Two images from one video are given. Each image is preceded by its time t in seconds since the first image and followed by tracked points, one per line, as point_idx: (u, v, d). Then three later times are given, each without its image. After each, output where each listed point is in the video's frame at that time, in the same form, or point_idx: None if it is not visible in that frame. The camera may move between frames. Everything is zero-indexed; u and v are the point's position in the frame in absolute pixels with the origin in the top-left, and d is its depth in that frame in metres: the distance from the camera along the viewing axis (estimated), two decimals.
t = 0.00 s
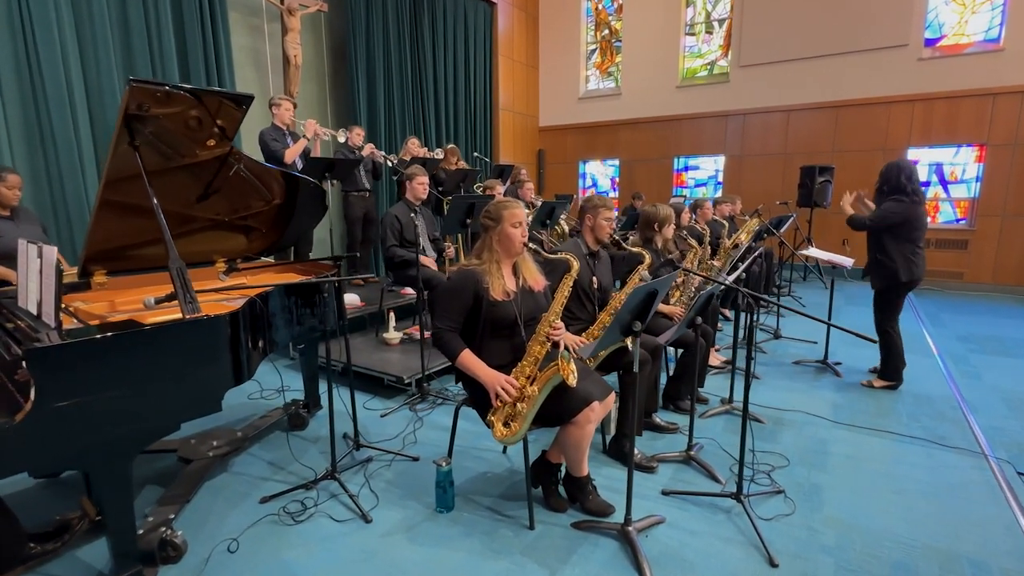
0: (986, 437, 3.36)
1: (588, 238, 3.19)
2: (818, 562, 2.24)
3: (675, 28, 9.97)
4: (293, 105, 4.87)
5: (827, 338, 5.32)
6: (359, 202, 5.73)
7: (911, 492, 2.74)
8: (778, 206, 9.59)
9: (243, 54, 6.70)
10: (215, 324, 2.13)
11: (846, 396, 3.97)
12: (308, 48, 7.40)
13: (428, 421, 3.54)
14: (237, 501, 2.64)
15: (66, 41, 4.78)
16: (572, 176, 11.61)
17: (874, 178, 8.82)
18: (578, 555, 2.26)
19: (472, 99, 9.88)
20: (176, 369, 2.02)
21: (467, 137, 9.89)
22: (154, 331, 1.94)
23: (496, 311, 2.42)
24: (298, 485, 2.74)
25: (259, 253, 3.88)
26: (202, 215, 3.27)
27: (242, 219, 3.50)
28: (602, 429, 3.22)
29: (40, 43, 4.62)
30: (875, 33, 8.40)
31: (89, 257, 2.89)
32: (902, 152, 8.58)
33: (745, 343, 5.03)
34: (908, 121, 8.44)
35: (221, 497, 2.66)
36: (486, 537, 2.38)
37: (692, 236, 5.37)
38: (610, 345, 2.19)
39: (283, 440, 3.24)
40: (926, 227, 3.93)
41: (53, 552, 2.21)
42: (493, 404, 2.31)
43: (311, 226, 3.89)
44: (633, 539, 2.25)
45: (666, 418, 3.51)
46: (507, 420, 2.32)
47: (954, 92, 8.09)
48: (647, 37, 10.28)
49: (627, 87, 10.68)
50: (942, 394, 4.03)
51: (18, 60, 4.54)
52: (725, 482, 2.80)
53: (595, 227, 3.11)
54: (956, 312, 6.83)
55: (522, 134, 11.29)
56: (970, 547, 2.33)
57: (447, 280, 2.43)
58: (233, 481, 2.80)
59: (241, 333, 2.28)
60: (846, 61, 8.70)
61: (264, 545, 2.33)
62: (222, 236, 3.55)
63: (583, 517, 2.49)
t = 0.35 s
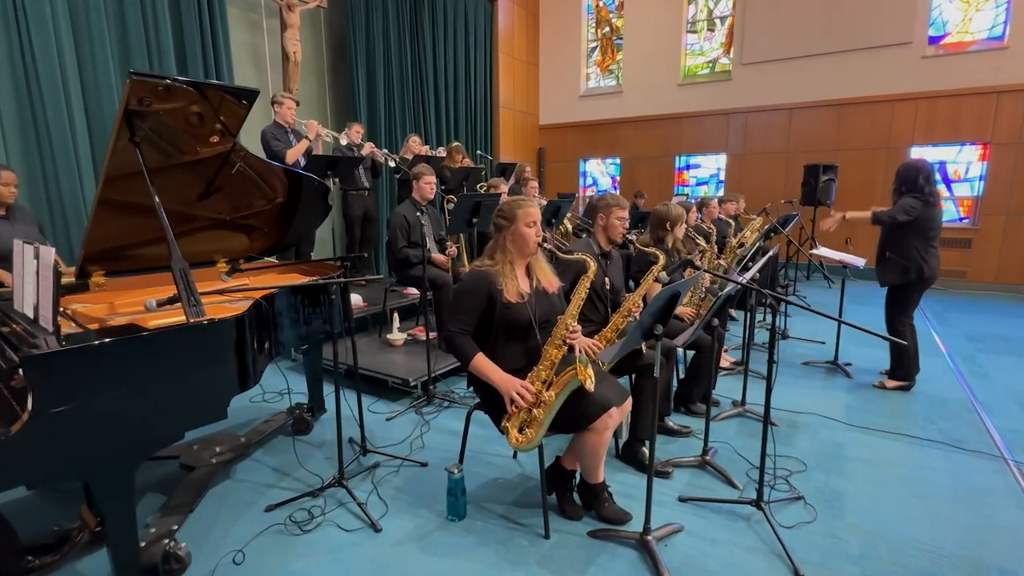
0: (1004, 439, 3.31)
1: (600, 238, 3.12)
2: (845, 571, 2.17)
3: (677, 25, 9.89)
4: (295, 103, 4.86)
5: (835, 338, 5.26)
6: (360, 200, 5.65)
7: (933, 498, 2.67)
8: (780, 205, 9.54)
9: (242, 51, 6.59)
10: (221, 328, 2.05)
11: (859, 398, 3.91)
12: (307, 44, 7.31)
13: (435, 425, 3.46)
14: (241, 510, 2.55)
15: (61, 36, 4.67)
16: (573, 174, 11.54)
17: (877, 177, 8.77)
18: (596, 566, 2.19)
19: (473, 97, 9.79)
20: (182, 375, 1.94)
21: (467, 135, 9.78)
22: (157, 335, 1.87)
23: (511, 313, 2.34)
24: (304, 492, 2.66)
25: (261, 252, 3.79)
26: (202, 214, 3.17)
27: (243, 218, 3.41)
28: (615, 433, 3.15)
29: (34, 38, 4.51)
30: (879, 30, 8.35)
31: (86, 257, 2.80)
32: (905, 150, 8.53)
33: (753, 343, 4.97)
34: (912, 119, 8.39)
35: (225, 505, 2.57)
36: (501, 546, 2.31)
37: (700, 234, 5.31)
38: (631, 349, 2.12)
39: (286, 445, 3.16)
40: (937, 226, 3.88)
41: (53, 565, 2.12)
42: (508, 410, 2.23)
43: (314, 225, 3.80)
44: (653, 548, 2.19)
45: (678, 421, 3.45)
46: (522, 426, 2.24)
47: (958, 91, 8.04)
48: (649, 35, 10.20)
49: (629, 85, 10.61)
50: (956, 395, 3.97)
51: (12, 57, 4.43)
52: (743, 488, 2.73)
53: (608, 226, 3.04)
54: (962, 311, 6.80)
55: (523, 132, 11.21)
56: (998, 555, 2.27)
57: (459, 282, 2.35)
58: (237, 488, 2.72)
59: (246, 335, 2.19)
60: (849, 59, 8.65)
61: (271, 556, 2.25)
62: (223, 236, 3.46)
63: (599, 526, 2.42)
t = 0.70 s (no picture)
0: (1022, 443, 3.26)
1: (611, 238, 3.06)
2: None
3: (680, 23, 9.83)
4: (299, 101, 4.75)
5: (843, 339, 5.20)
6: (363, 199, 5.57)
7: (955, 504, 2.62)
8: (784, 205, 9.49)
9: (242, 48, 6.51)
10: (229, 332, 1.99)
11: (872, 400, 3.86)
12: (308, 42, 7.23)
13: (443, 429, 3.39)
14: (248, 518, 2.49)
15: (60, 33, 4.58)
16: (575, 174, 11.48)
17: (881, 176, 8.73)
18: None
19: (475, 96, 9.72)
20: (191, 381, 1.88)
21: (469, 133, 9.70)
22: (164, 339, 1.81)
23: (526, 316, 2.28)
24: (312, 499, 2.59)
25: (265, 253, 3.72)
26: (206, 214, 3.10)
27: (248, 218, 3.34)
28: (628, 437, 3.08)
29: (32, 34, 4.43)
30: (883, 29, 8.30)
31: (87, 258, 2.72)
32: (910, 150, 8.49)
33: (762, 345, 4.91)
34: (917, 118, 8.35)
35: (231, 513, 2.51)
36: (516, 556, 2.25)
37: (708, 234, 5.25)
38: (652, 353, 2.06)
39: (292, 450, 3.09)
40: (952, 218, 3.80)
41: None
42: (525, 417, 2.17)
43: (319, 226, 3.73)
44: (673, 558, 2.13)
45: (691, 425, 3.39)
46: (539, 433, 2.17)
47: (963, 90, 8.00)
48: (651, 34, 10.14)
49: (631, 83, 10.55)
50: (969, 398, 3.92)
51: (10, 54, 4.35)
52: (760, 494, 2.67)
53: (620, 227, 2.98)
54: (969, 312, 6.75)
55: (524, 131, 11.14)
56: None
57: (473, 284, 2.28)
58: (243, 495, 2.66)
59: (255, 336, 2.12)
60: (853, 58, 8.60)
61: (280, 566, 2.18)
62: (227, 236, 3.39)
63: (616, 534, 2.36)
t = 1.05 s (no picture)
0: None
1: (628, 236, 3.03)
2: None
3: (684, 21, 9.79)
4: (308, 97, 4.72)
5: (854, 339, 5.17)
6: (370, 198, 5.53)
7: (980, 506, 2.59)
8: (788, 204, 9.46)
9: (246, 46, 6.45)
10: (248, 332, 1.94)
11: (887, 400, 3.83)
12: (313, 40, 7.18)
13: (456, 430, 3.35)
14: (264, 521, 2.44)
15: (64, 29, 4.53)
16: (578, 172, 11.44)
17: (887, 175, 8.70)
18: None
19: (478, 94, 9.67)
20: (210, 382, 1.84)
21: (472, 132, 9.65)
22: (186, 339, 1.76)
23: (548, 315, 2.24)
24: (328, 502, 2.55)
25: (275, 252, 3.67)
26: (217, 212, 3.06)
27: (259, 216, 3.29)
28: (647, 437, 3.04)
29: (36, 30, 4.37)
30: (889, 27, 8.27)
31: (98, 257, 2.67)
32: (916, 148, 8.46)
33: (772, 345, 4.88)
34: (923, 117, 8.32)
35: (246, 517, 2.46)
36: (539, 559, 2.21)
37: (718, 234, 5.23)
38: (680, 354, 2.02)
39: (305, 452, 3.05)
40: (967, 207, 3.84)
41: None
42: (549, 418, 2.13)
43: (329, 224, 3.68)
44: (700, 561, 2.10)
45: (708, 425, 3.35)
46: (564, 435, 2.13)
47: (970, 88, 7.97)
48: (656, 32, 10.10)
49: (635, 82, 10.50)
50: (984, 397, 3.89)
51: (14, 50, 4.29)
52: (783, 496, 2.64)
53: (638, 223, 2.95)
54: (977, 311, 6.72)
55: (527, 130, 11.09)
56: None
57: (494, 283, 2.24)
58: (257, 498, 2.60)
59: (274, 334, 2.08)
60: (859, 56, 8.57)
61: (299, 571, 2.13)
62: (237, 234, 3.35)
63: (640, 537, 2.32)
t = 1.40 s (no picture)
0: None
1: (642, 237, 3.00)
2: None
3: (686, 20, 9.76)
4: (313, 96, 4.68)
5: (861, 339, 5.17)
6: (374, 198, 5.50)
7: (999, 510, 2.57)
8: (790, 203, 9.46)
9: (248, 44, 6.39)
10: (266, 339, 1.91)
11: (897, 402, 3.81)
12: (314, 38, 7.13)
13: (467, 433, 3.32)
14: (279, 529, 2.41)
15: (64, 25, 4.46)
16: (578, 171, 11.41)
17: (889, 174, 8.70)
18: None
19: (479, 92, 9.60)
20: (230, 390, 1.80)
21: (473, 131, 9.60)
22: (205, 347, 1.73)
23: (568, 321, 2.20)
24: (343, 508, 2.52)
25: (281, 253, 3.62)
26: (225, 214, 3.01)
27: (266, 218, 3.25)
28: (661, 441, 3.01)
29: (35, 26, 4.30)
30: (891, 26, 8.26)
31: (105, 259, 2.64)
32: (918, 147, 8.47)
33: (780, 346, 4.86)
34: (925, 116, 8.32)
35: (260, 524, 2.43)
36: (559, 567, 2.18)
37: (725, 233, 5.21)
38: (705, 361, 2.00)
39: (316, 456, 3.02)
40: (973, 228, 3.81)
41: None
42: (570, 425, 2.10)
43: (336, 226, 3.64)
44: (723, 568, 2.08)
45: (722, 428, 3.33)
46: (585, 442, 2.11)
47: (973, 87, 7.96)
48: (658, 30, 10.06)
49: (636, 80, 10.47)
50: (995, 399, 3.88)
51: (14, 47, 4.22)
52: (801, 501, 2.62)
53: (652, 225, 2.91)
54: (981, 311, 6.72)
55: (528, 129, 11.05)
56: None
57: (513, 287, 2.21)
58: (269, 505, 2.57)
59: (291, 341, 2.04)
60: (861, 55, 8.56)
61: None
62: (245, 236, 3.30)
63: (660, 544, 2.30)
